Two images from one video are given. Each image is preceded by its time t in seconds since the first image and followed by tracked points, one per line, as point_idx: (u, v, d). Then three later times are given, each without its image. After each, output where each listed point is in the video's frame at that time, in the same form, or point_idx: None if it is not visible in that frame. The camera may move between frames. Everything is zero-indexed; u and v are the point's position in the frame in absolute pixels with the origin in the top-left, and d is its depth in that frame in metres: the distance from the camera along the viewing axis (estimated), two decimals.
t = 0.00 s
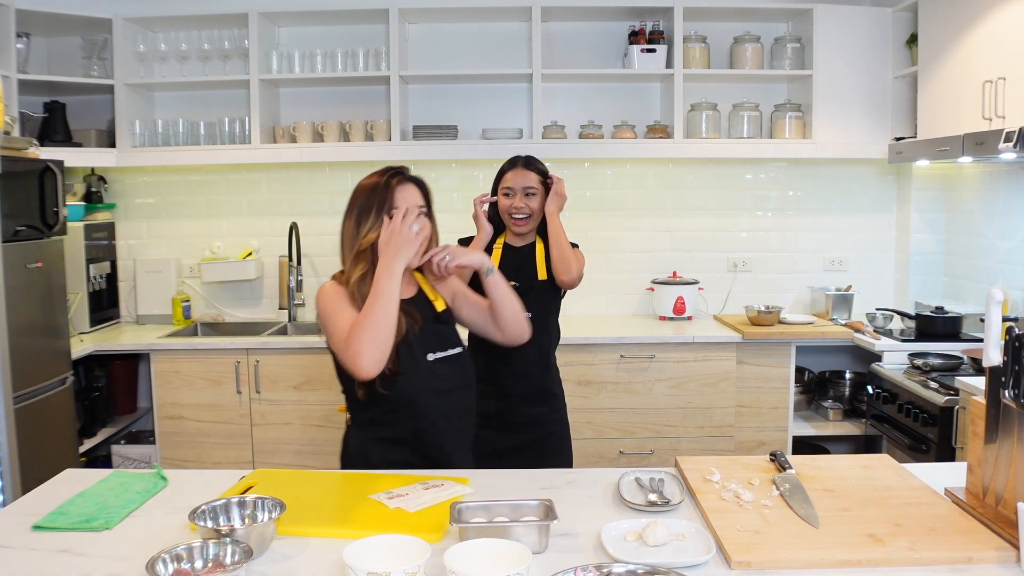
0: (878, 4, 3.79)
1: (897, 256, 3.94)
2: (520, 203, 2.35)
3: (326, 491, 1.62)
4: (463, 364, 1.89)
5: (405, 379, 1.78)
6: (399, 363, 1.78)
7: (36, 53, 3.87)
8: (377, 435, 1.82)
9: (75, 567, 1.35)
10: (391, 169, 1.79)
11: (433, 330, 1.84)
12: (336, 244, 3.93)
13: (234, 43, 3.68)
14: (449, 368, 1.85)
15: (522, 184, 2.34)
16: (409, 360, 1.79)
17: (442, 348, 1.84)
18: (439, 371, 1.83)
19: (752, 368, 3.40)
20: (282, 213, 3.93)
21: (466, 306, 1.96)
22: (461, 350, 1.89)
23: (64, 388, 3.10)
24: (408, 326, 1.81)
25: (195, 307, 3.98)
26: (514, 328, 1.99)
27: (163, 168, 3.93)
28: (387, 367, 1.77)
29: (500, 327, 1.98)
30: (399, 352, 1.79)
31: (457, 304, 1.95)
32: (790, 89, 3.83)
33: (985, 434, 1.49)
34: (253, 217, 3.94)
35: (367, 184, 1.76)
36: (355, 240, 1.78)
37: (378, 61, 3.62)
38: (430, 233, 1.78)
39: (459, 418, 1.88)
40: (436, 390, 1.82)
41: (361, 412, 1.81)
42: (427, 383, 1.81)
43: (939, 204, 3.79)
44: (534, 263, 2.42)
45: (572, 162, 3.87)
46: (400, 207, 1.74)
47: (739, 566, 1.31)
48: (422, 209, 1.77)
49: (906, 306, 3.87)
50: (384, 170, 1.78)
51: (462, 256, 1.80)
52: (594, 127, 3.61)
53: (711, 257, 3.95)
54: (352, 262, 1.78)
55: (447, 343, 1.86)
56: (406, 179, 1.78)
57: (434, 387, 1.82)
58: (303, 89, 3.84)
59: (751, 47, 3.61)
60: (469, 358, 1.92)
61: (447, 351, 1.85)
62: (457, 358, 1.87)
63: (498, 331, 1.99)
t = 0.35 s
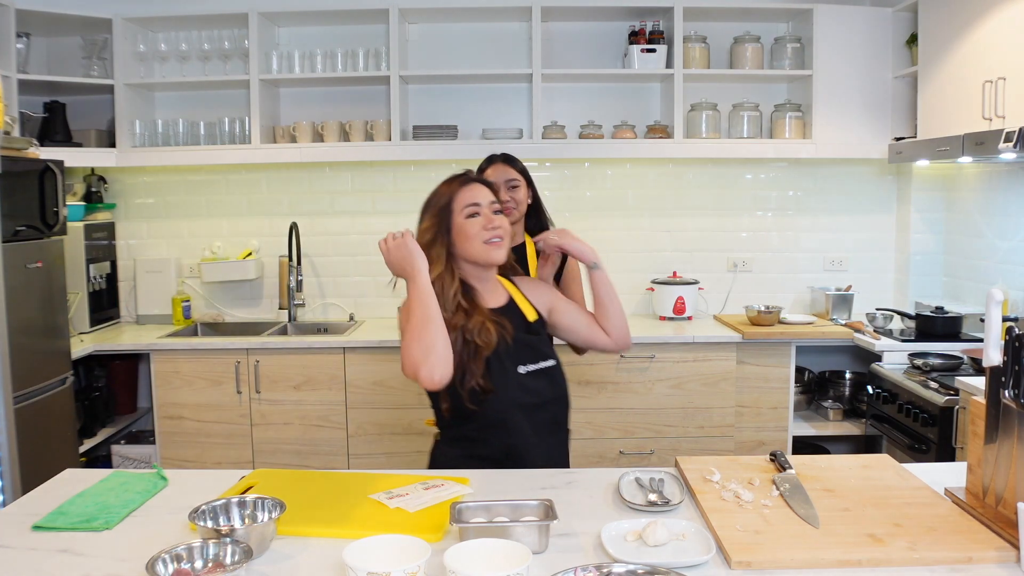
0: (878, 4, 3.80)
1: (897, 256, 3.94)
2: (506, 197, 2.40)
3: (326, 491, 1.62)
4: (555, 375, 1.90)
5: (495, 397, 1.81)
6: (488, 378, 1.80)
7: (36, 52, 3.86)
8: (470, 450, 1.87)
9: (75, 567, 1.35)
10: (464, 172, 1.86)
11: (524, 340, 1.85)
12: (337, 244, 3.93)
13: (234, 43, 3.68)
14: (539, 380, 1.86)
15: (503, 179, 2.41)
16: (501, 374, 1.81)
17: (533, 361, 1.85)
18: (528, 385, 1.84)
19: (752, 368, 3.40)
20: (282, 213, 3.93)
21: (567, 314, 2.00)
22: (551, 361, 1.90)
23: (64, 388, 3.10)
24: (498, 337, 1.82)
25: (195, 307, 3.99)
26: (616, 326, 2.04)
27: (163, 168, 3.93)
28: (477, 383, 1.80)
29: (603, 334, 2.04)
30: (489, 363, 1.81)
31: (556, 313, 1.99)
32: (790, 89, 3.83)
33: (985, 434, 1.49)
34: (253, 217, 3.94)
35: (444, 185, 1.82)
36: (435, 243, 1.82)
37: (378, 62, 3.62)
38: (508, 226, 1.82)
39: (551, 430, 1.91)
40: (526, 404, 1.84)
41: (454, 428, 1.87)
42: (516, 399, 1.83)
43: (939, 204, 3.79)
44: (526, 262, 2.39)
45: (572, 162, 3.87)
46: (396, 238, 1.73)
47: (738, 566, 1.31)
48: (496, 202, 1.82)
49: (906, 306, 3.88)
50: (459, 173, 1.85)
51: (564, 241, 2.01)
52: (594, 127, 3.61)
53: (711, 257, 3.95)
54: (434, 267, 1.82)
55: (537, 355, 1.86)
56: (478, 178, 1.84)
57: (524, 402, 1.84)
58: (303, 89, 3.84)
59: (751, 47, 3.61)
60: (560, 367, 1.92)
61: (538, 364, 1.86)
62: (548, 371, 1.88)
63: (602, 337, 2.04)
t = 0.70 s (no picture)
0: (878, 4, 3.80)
1: (897, 256, 3.94)
2: (460, 199, 2.34)
3: (326, 491, 1.62)
4: (640, 377, 1.82)
5: (572, 398, 1.77)
6: (564, 379, 1.77)
7: (36, 52, 3.86)
8: (542, 447, 1.83)
9: (75, 567, 1.35)
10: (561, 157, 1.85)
11: (606, 340, 1.79)
12: (337, 244, 3.93)
13: (234, 43, 3.68)
14: (620, 383, 1.79)
15: (456, 181, 2.37)
16: (577, 375, 1.77)
17: (616, 361, 1.79)
18: (609, 387, 1.78)
19: (752, 368, 3.40)
20: (283, 213, 3.93)
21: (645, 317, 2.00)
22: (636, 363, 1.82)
23: (64, 388, 3.10)
24: (580, 336, 1.77)
25: (195, 306, 3.99)
26: (668, 368, 2.03)
27: (164, 168, 3.94)
28: (551, 382, 1.77)
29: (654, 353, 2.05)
30: (566, 361, 1.77)
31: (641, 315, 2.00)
32: (790, 89, 3.84)
33: (985, 434, 1.49)
34: (253, 217, 3.94)
35: (541, 170, 1.82)
36: (527, 229, 1.81)
37: (378, 62, 3.62)
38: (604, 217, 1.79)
39: (633, 434, 1.84)
40: (605, 407, 1.79)
41: (526, 421, 1.84)
42: (594, 401, 1.77)
43: (940, 204, 3.79)
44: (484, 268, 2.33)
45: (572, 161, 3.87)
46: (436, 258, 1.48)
47: (738, 566, 1.31)
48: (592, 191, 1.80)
49: (905, 306, 3.88)
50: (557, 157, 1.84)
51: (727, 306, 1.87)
52: (593, 127, 3.61)
53: (710, 257, 3.95)
54: (522, 254, 1.81)
55: (621, 355, 1.79)
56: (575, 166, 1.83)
57: (603, 405, 1.78)
58: (303, 89, 3.84)
59: (751, 47, 3.61)
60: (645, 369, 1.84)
61: (622, 365, 1.79)
62: (632, 373, 1.80)
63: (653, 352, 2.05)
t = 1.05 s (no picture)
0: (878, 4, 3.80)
1: (897, 256, 3.94)
2: (424, 202, 2.12)
3: (326, 491, 1.62)
4: (718, 396, 1.80)
5: (638, 402, 1.81)
6: (632, 382, 1.81)
7: (36, 53, 3.87)
8: (605, 436, 1.90)
9: (75, 567, 1.35)
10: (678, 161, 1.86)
11: (683, 353, 1.80)
12: (337, 244, 3.93)
13: (234, 43, 3.68)
14: (692, 396, 1.79)
15: (422, 180, 2.13)
16: (647, 381, 1.80)
17: (690, 376, 1.79)
18: (678, 398, 1.80)
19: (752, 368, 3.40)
20: (283, 213, 3.93)
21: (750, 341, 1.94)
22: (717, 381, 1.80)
23: (64, 388, 3.10)
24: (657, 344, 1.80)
25: (195, 307, 3.99)
26: (760, 400, 1.97)
27: (163, 168, 3.94)
28: (616, 381, 1.82)
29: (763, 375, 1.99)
30: (640, 366, 1.81)
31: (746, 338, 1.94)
32: (790, 89, 3.84)
33: (986, 434, 1.49)
34: (253, 217, 3.94)
35: (653, 172, 1.84)
36: (629, 229, 1.86)
37: (378, 62, 3.63)
38: (706, 224, 1.77)
39: (701, 448, 1.84)
40: (672, 416, 1.81)
41: (604, 418, 1.91)
42: (658, 408, 1.81)
43: (940, 204, 3.79)
44: (439, 276, 2.21)
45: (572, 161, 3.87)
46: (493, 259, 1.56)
47: (739, 566, 1.31)
48: (698, 198, 1.79)
49: (905, 306, 3.88)
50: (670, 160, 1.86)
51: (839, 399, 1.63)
52: (593, 127, 3.61)
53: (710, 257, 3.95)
54: (624, 253, 1.87)
55: (698, 370, 1.78)
56: (686, 170, 1.83)
57: (669, 415, 1.80)
58: (302, 89, 3.84)
59: (751, 47, 3.61)
60: (728, 389, 1.81)
61: (696, 381, 1.78)
62: (706, 391, 1.79)
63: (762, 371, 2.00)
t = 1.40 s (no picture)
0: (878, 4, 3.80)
1: (896, 256, 3.94)
2: (428, 201, 2.04)
3: (325, 491, 1.62)
4: (756, 395, 1.86)
5: (682, 390, 1.93)
6: (681, 370, 1.93)
7: (36, 53, 3.87)
8: (662, 428, 2.03)
9: (75, 567, 1.35)
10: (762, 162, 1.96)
11: (728, 346, 1.89)
12: (337, 244, 3.93)
13: (234, 43, 3.68)
14: (728, 390, 1.88)
15: (427, 180, 2.04)
16: (692, 371, 1.91)
17: (729, 369, 1.87)
18: (715, 389, 1.89)
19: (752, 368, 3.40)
20: (282, 213, 3.93)
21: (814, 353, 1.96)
22: (757, 379, 1.86)
23: (64, 388, 3.10)
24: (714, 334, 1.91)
25: (195, 307, 3.99)
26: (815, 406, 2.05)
27: (163, 168, 3.94)
28: (670, 368, 1.95)
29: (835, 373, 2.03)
30: (690, 356, 1.93)
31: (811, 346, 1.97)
32: (790, 89, 3.84)
33: (985, 434, 1.49)
34: (254, 217, 3.94)
35: (736, 171, 1.97)
36: (709, 223, 2.01)
37: (378, 62, 3.63)
38: (776, 223, 1.87)
39: (737, 445, 1.90)
40: (710, 407, 1.90)
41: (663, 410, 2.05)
42: (698, 398, 1.91)
43: (940, 204, 3.79)
44: (429, 279, 2.13)
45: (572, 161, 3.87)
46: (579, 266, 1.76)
47: (739, 566, 1.31)
48: (771, 197, 1.88)
49: (905, 306, 3.88)
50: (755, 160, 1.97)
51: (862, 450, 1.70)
52: (593, 127, 3.61)
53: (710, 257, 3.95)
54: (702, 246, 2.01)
55: (738, 365, 1.87)
56: (766, 170, 1.93)
57: (706, 405, 1.90)
58: (302, 89, 3.84)
59: (751, 47, 3.61)
60: (767, 391, 1.86)
61: (735, 375, 1.87)
62: (744, 386, 1.86)
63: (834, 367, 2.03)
